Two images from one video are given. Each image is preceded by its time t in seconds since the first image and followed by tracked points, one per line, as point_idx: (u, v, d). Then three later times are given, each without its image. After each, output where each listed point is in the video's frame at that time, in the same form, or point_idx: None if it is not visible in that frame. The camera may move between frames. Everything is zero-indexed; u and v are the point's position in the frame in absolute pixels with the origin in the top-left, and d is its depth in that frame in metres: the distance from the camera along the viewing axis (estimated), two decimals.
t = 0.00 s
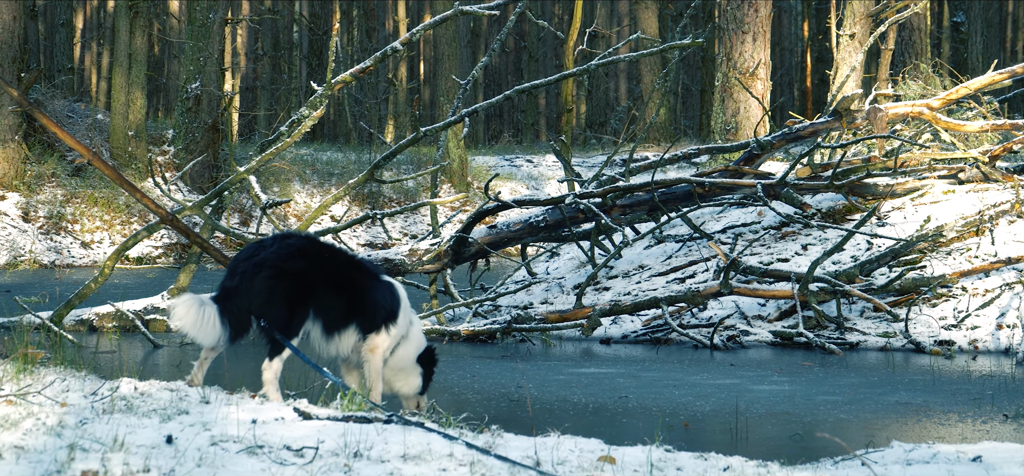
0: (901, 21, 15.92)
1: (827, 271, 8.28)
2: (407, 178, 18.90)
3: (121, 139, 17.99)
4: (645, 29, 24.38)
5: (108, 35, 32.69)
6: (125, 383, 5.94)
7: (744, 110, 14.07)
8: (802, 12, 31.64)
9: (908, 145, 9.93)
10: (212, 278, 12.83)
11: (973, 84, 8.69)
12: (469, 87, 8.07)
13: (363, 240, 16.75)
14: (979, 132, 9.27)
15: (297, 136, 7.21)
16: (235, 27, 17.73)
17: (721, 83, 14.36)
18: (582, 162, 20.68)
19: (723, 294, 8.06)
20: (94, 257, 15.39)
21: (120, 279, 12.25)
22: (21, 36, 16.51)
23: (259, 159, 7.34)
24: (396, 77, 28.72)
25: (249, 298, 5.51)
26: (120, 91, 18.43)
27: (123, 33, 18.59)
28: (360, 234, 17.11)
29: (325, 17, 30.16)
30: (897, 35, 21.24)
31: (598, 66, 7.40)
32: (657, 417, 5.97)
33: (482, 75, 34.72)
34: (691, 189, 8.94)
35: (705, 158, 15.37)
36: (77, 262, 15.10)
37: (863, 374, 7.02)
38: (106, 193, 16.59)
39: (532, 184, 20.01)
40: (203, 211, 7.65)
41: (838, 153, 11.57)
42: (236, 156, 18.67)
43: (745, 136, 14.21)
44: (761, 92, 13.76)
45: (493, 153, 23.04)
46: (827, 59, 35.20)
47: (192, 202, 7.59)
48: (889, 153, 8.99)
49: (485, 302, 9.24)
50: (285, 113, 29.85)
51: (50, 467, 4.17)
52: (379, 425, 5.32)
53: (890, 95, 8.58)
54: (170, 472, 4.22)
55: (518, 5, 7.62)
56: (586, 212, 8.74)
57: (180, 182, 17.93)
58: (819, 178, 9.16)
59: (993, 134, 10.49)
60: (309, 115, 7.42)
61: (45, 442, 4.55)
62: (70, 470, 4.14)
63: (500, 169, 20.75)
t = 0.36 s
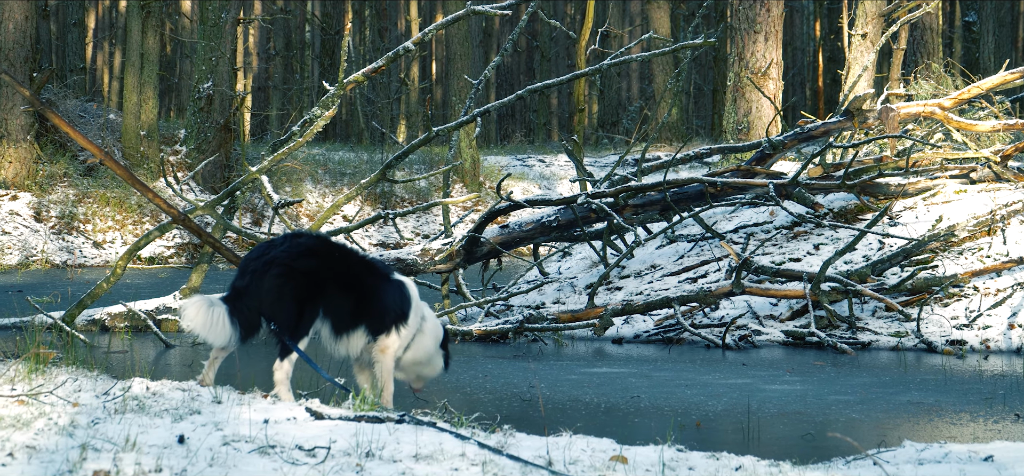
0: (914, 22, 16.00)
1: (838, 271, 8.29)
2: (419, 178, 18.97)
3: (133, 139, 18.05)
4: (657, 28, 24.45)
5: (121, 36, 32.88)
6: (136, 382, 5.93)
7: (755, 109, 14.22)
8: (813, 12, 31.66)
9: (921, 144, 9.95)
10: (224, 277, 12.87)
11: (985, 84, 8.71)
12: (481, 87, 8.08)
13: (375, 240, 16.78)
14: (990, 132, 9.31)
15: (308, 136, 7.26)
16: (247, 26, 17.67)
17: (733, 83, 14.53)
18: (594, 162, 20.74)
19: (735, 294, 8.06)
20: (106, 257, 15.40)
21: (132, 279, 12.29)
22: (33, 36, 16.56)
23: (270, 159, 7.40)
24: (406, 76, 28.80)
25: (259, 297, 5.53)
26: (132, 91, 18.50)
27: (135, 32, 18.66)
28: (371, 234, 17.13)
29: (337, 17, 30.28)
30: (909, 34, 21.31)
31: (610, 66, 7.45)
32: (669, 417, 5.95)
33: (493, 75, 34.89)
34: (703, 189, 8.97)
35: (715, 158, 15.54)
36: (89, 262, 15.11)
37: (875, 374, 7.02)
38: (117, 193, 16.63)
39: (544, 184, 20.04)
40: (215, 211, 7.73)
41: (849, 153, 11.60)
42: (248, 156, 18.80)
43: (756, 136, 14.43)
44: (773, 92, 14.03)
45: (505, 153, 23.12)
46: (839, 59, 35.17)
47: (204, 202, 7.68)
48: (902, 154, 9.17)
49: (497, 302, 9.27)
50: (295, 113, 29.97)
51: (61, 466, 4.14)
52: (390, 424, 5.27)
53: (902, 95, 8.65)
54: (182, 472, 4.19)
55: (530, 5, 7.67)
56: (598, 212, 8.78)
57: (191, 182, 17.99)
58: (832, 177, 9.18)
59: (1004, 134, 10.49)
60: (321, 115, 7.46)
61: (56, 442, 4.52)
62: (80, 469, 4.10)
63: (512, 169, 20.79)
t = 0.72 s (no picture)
0: (920, 21, 16.04)
1: (844, 271, 8.30)
2: (425, 177, 19.03)
3: (139, 138, 18.07)
4: (663, 28, 24.48)
5: (127, 36, 32.95)
6: (142, 382, 5.91)
7: (761, 109, 14.23)
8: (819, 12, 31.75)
9: (927, 144, 9.96)
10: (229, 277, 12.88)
11: (992, 83, 8.76)
12: (487, 87, 8.08)
13: (381, 240, 16.80)
14: (996, 132, 9.34)
15: (314, 136, 7.25)
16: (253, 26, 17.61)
17: (740, 83, 14.58)
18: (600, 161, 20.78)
19: (741, 294, 8.07)
20: (112, 256, 15.40)
21: (138, 279, 12.31)
22: (39, 36, 16.57)
23: (276, 159, 7.43)
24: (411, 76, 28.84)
25: (264, 296, 5.47)
26: (139, 91, 18.53)
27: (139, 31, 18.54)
28: (378, 234, 17.14)
29: (343, 17, 30.31)
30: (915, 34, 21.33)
31: (616, 66, 7.44)
32: (675, 417, 5.95)
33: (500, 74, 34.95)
34: (709, 188, 8.97)
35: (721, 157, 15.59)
36: (95, 261, 15.11)
37: (881, 373, 7.03)
38: (124, 193, 16.66)
39: (551, 184, 20.04)
40: (221, 210, 7.71)
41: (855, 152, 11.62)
42: (255, 155, 18.86)
43: (762, 136, 14.37)
44: (779, 90, 14.14)
45: (511, 152, 23.17)
46: (845, 59, 35.20)
47: (211, 201, 7.67)
48: (907, 153, 9.11)
49: (503, 302, 9.29)
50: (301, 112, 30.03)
51: (67, 467, 4.14)
52: (396, 424, 5.25)
53: (909, 95, 8.70)
54: (188, 473, 4.19)
55: (536, 4, 7.66)
56: (604, 211, 8.80)
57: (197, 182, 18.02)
58: (837, 177, 9.19)
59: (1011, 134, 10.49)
60: (327, 114, 7.47)
61: (62, 441, 4.51)
62: (86, 470, 4.10)
63: (518, 169, 20.81)
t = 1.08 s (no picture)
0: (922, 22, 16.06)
1: (845, 271, 8.29)
2: (426, 178, 19.04)
3: (140, 139, 18.07)
4: (665, 29, 24.50)
5: (128, 37, 33.02)
6: (143, 383, 5.91)
7: (763, 110, 14.29)
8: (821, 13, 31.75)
9: (928, 145, 9.97)
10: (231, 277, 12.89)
11: (993, 84, 8.77)
12: (489, 87, 8.07)
13: (382, 240, 16.81)
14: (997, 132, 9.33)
15: (316, 136, 7.27)
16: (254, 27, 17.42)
17: (742, 83, 14.59)
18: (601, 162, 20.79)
19: (742, 294, 8.07)
20: (113, 257, 15.38)
21: (140, 279, 12.33)
22: (41, 37, 16.57)
23: (278, 159, 7.43)
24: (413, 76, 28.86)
25: (277, 300, 5.49)
26: (140, 91, 18.54)
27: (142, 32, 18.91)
28: (379, 234, 17.16)
29: (344, 17, 30.35)
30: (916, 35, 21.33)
31: (618, 67, 7.42)
32: (676, 417, 5.95)
33: (502, 75, 34.97)
34: (710, 189, 8.96)
35: (723, 158, 15.65)
36: (96, 262, 15.09)
37: (882, 374, 7.03)
38: (125, 193, 16.63)
39: (552, 184, 20.04)
40: (223, 211, 7.72)
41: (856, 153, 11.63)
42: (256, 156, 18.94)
43: (763, 137, 14.37)
44: (780, 91, 14.16)
45: (513, 153, 23.20)
46: (847, 59, 35.21)
47: (212, 202, 7.68)
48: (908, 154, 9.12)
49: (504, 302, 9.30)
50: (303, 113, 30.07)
51: (69, 467, 4.13)
52: (398, 425, 5.25)
53: (910, 95, 8.69)
54: (189, 473, 4.19)
55: (538, 5, 7.66)
56: (606, 211, 8.80)
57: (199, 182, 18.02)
58: (839, 177, 9.22)
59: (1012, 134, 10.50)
60: (328, 115, 7.47)
61: (63, 442, 4.51)
62: (87, 470, 4.10)
63: (520, 169, 20.82)
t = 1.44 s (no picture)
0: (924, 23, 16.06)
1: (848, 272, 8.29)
2: (429, 178, 19.06)
3: (143, 139, 18.08)
4: (667, 30, 24.50)
5: (130, 37, 33.06)
6: (145, 383, 5.91)
7: (765, 110, 14.36)
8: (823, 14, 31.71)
9: (930, 145, 9.97)
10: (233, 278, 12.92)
11: (995, 84, 8.77)
12: (491, 88, 8.06)
13: (384, 241, 16.84)
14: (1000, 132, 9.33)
15: (319, 136, 7.27)
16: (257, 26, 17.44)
17: (743, 84, 14.65)
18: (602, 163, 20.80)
19: (745, 295, 8.07)
20: (116, 257, 15.35)
21: (142, 280, 12.36)
22: (43, 37, 16.57)
23: (280, 160, 7.44)
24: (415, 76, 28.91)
25: (279, 301, 5.47)
26: (142, 91, 18.56)
27: (145, 33, 18.93)
28: (381, 235, 17.17)
29: (346, 17, 30.39)
30: (919, 35, 21.32)
31: (620, 67, 7.40)
32: (678, 417, 5.94)
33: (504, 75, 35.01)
34: (712, 189, 8.95)
35: (726, 159, 15.78)
36: (98, 262, 15.08)
37: (884, 374, 7.03)
38: (127, 194, 16.61)
39: (554, 185, 20.03)
40: (225, 211, 7.73)
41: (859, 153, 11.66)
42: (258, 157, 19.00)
43: (766, 136, 14.49)
44: (782, 91, 14.20)
45: (515, 153, 23.24)
46: (849, 59, 35.19)
47: (214, 203, 7.69)
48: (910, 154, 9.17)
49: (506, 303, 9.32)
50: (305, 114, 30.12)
51: (71, 467, 4.14)
52: (401, 425, 5.25)
53: (912, 95, 8.70)
54: (191, 473, 4.18)
55: (540, 5, 7.65)
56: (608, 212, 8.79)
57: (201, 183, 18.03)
58: (841, 178, 9.24)
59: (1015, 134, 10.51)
60: (331, 115, 7.47)
61: (65, 442, 4.51)
62: (89, 470, 4.10)
63: (522, 170, 20.82)
